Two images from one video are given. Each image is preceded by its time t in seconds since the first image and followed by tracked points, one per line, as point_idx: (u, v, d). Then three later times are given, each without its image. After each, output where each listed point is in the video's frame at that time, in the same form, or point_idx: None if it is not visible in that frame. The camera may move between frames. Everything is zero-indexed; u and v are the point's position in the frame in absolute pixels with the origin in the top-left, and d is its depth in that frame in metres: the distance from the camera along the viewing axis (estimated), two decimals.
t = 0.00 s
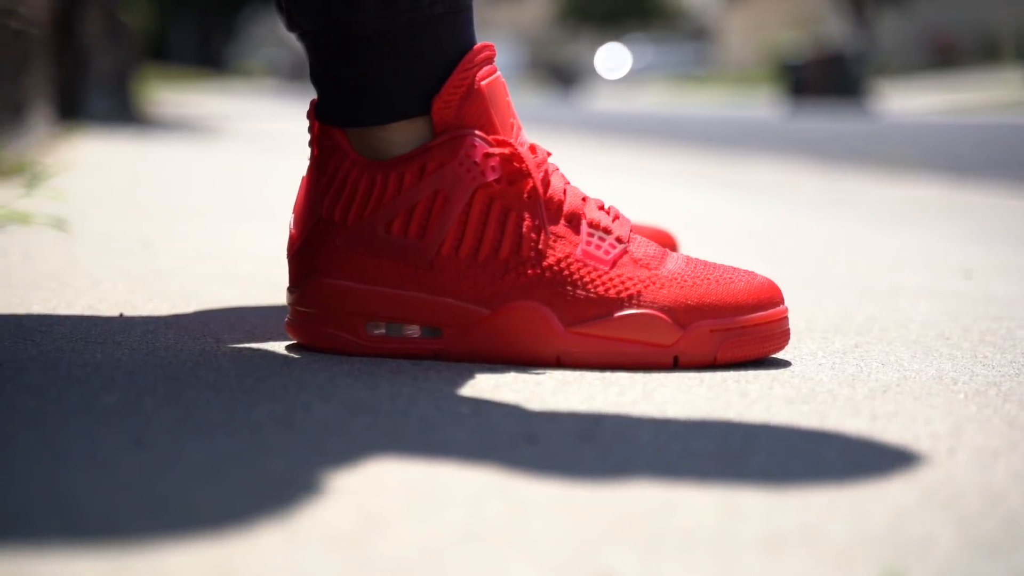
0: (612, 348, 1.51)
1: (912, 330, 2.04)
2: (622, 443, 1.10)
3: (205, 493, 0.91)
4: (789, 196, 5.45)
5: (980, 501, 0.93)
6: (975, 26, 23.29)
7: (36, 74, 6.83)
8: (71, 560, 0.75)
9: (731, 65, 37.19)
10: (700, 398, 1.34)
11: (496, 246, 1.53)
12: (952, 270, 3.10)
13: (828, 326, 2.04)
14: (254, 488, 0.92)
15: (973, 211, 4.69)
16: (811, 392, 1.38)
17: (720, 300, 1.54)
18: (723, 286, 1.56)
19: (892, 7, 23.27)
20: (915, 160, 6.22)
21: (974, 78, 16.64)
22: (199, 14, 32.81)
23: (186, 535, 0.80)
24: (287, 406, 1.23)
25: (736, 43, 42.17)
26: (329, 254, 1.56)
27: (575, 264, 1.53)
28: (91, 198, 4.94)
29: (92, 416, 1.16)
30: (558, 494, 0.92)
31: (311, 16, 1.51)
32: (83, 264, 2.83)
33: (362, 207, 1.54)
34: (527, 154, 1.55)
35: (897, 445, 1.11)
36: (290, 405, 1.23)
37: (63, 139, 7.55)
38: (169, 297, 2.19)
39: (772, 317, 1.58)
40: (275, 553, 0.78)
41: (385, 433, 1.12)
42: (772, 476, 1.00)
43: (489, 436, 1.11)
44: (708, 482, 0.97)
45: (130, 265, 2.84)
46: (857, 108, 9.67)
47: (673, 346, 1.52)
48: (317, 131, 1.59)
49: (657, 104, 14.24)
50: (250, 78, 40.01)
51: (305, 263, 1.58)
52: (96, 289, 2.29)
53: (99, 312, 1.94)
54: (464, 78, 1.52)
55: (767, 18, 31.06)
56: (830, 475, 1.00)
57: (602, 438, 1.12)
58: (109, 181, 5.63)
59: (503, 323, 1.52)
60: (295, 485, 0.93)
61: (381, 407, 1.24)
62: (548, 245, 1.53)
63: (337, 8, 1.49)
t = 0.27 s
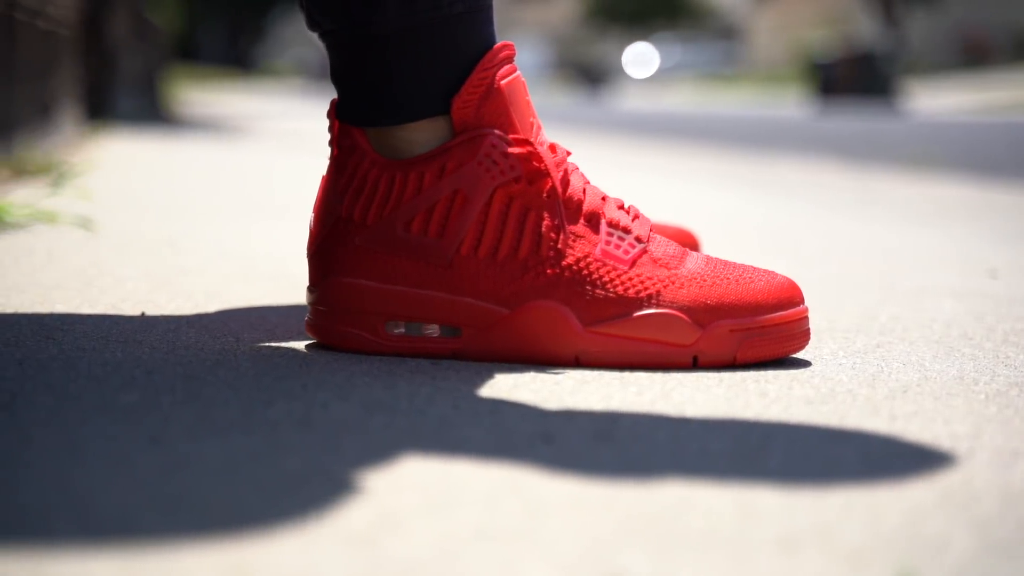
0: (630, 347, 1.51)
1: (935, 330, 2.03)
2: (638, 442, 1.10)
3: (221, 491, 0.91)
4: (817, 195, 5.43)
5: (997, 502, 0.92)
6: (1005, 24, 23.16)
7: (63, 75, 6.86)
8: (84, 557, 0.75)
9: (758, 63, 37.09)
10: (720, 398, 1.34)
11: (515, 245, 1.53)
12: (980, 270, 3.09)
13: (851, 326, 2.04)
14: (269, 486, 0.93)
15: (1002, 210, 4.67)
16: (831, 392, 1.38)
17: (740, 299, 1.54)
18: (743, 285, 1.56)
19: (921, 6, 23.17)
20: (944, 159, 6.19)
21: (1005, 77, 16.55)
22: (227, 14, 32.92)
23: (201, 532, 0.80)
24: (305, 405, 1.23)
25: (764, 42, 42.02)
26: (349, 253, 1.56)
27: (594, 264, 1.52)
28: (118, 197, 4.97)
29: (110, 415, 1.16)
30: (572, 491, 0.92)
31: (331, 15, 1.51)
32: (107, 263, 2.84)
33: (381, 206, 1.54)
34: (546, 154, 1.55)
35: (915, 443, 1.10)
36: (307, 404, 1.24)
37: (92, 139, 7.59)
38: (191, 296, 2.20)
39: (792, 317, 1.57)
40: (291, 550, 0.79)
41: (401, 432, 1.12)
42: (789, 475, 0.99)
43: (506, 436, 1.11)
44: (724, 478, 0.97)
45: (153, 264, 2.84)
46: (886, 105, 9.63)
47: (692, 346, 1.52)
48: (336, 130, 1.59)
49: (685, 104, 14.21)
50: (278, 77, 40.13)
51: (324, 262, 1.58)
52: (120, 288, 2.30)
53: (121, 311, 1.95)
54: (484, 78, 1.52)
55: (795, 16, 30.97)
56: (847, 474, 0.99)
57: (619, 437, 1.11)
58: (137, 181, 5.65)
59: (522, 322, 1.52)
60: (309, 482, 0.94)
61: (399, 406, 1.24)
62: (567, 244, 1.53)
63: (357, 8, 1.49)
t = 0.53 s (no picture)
0: (647, 347, 1.51)
1: (954, 330, 2.02)
2: (652, 441, 1.10)
3: (232, 491, 0.92)
4: (840, 195, 5.42)
5: (1010, 500, 0.92)
6: None
7: (87, 75, 6.89)
8: (93, 556, 0.75)
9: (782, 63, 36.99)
10: (735, 398, 1.33)
11: (531, 245, 1.53)
12: (1002, 270, 3.07)
13: (870, 326, 2.03)
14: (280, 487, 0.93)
15: None
16: (848, 392, 1.37)
17: (757, 299, 1.53)
18: (760, 285, 1.55)
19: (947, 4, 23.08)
20: (969, 159, 6.17)
21: None
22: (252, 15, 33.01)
23: (210, 531, 0.81)
24: (320, 405, 1.23)
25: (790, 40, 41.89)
26: (365, 253, 1.56)
27: (610, 264, 1.52)
28: (141, 197, 4.98)
29: (125, 414, 1.16)
30: (584, 490, 0.92)
31: (348, 15, 1.51)
32: (127, 263, 2.85)
33: (397, 206, 1.54)
34: (562, 154, 1.54)
35: (930, 442, 1.10)
36: (322, 404, 1.24)
37: (117, 139, 7.62)
38: (210, 295, 2.21)
39: (810, 317, 1.56)
40: (299, 550, 0.79)
41: (415, 432, 1.12)
42: (802, 473, 0.99)
43: (519, 435, 1.11)
44: (734, 476, 0.97)
45: (173, 263, 2.85)
46: (912, 104, 9.60)
47: (709, 346, 1.51)
48: (353, 130, 1.59)
49: (711, 103, 14.17)
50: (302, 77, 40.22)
51: (341, 262, 1.58)
52: (139, 288, 2.31)
53: (140, 310, 1.95)
54: (500, 77, 1.52)
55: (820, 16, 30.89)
56: (860, 472, 0.99)
57: (632, 436, 1.11)
58: (160, 180, 5.67)
59: (538, 322, 1.52)
60: (320, 482, 0.94)
61: (413, 406, 1.24)
62: (583, 244, 1.53)
63: (373, 7, 1.49)
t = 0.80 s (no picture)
0: (659, 348, 1.50)
1: (971, 331, 2.01)
2: (661, 441, 1.09)
3: (239, 490, 0.92)
4: (863, 194, 5.41)
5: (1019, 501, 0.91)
6: None
7: (109, 75, 6.93)
8: (97, 556, 0.76)
9: (806, 62, 36.91)
10: (747, 398, 1.33)
11: (544, 245, 1.53)
12: None
13: (887, 327, 2.02)
14: (287, 486, 0.93)
15: None
16: (861, 393, 1.37)
17: (771, 299, 1.53)
18: (774, 286, 1.54)
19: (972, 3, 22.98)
20: (994, 159, 6.14)
21: None
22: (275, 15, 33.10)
23: (215, 531, 0.81)
24: (331, 404, 1.23)
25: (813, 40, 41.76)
26: (378, 252, 1.56)
27: (624, 263, 1.52)
28: (163, 196, 5.00)
29: (136, 412, 1.17)
30: (590, 489, 0.92)
31: (362, 15, 1.52)
32: (146, 262, 2.86)
33: (410, 205, 1.54)
34: (576, 153, 1.54)
35: (941, 442, 1.09)
36: (333, 403, 1.24)
37: (140, 138, 7.65)
38: (226, 295, 2.21)
39: (824, 317, 1.56)
40: (304, 549, 0.79)
41: (425, 431, 1.12)
42: (811, 472, 0.98)
43: (528, 436, 1.11)
44: (742, 474, 0.97)
45: (191, 263, 2.86)
46: (937, 104, 9.57)
47: (722, 346, 1.51)
48: (366, 129, 1.60)
49: (736, 102, 14.14)
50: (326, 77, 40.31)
51: (354, 261, 1.59)
52: (155, 287, 2.32)
53: (155, 310, 1.96)
54: (514, 76, 1.52)
55: (844, 15, 30.81)
56: (869, 472, 0.98)
57: (642, 436, 1.11)
58: (183, 180, 5.69)
59: (550, 322, 1.51)
60: (328, 482, 0.94)
61: (423, 406, 1.24)
62: (597, 245, 1.53)
63: (386, 9, 1.49)
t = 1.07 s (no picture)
0: (670, 347, 1.50)
1: (986, 331, 2.00)
2: (668, 442, 1.09)
3: (243, 490, 0.92)
4: (885, 194, 5.39)
5: None
6: None
7: (131, 75, 6.96)
8: (98, 556, 0.76)
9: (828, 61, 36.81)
10: (757, 399, 1.33)
11: (554, 245, 1.52)
12: None
13: (902, 326, 2.01)
14: (290, 486, 0.93)
15: None
16: (871, 393, 1.36)
17: (782, 299, 1.53)
18: (785, 286, 1.54)
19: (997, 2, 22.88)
20: (1017, 159, 6.12)
21: None
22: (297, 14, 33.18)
23: (217, 531, 0.81)
24: (339, 404, 1.23)
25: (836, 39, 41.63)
26: (389, 251, 1.56)
27: (634, 263, 1.51)
28: (184, 196, 5.02)
29: (145, 412, 1.17)
30: (594, 490, 0.92)
31: (373, 15, 1.52)
32: (162, 262, 2.87)
33: (421, 205, 1.54)
34: (586, 153, 1.54)
35: (950, 442, 1.09)
36: (341, 403, 1.24)
37: (163, 138, 7.69)
38: (239, 294, 2.22)
39: (836, 317, 1.55)
40: (306, 549, 0.79)
41: (432, 431, 1.12)
42: (817, 472, 0.98)
43: (535, 436, 1.11)
44: (747, 473, 0.97)
45: (207, 262, 2.87)
46: (961, 103, 9.53)
47: (733, 346, 1.50)
48: (377, 129, 1.60)
49: (759, 101, 14.10)
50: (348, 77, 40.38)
51: (365, 261, 1.59)
52: (170, 287, 2.32)
53: (169, 309, 1.96)
54: (525, 76, 1.51)
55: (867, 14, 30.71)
56: (875, 472, 0.98)
57: (649, 436, 1.11)
58: (204, 180, 5.72)
59: (560, 322, 1.51)
60: (332, 481, 0.94)
61: (432, 405, 1.24)
62: (607, 244, 1.52)
63: (398, 8, 1.49)
